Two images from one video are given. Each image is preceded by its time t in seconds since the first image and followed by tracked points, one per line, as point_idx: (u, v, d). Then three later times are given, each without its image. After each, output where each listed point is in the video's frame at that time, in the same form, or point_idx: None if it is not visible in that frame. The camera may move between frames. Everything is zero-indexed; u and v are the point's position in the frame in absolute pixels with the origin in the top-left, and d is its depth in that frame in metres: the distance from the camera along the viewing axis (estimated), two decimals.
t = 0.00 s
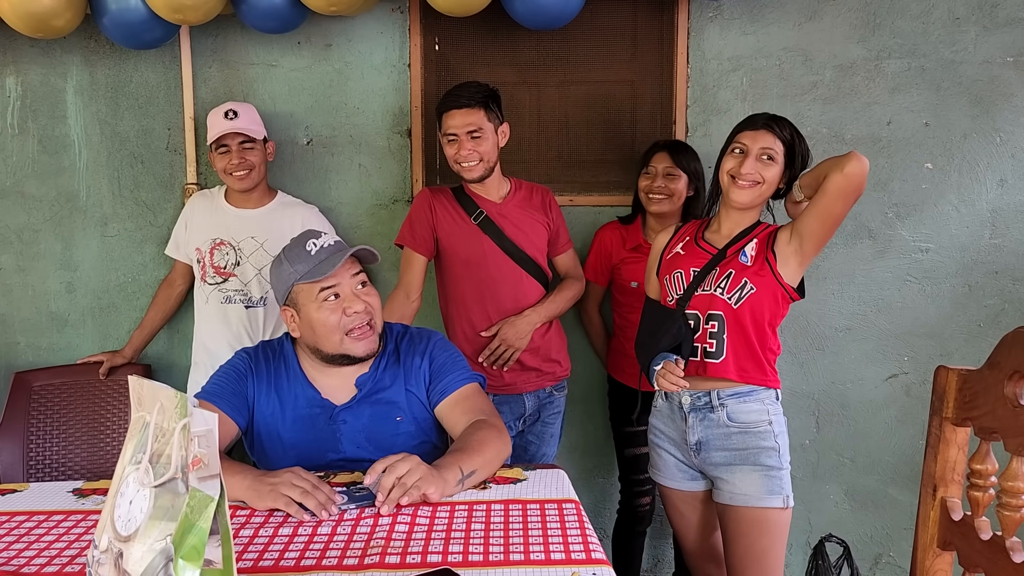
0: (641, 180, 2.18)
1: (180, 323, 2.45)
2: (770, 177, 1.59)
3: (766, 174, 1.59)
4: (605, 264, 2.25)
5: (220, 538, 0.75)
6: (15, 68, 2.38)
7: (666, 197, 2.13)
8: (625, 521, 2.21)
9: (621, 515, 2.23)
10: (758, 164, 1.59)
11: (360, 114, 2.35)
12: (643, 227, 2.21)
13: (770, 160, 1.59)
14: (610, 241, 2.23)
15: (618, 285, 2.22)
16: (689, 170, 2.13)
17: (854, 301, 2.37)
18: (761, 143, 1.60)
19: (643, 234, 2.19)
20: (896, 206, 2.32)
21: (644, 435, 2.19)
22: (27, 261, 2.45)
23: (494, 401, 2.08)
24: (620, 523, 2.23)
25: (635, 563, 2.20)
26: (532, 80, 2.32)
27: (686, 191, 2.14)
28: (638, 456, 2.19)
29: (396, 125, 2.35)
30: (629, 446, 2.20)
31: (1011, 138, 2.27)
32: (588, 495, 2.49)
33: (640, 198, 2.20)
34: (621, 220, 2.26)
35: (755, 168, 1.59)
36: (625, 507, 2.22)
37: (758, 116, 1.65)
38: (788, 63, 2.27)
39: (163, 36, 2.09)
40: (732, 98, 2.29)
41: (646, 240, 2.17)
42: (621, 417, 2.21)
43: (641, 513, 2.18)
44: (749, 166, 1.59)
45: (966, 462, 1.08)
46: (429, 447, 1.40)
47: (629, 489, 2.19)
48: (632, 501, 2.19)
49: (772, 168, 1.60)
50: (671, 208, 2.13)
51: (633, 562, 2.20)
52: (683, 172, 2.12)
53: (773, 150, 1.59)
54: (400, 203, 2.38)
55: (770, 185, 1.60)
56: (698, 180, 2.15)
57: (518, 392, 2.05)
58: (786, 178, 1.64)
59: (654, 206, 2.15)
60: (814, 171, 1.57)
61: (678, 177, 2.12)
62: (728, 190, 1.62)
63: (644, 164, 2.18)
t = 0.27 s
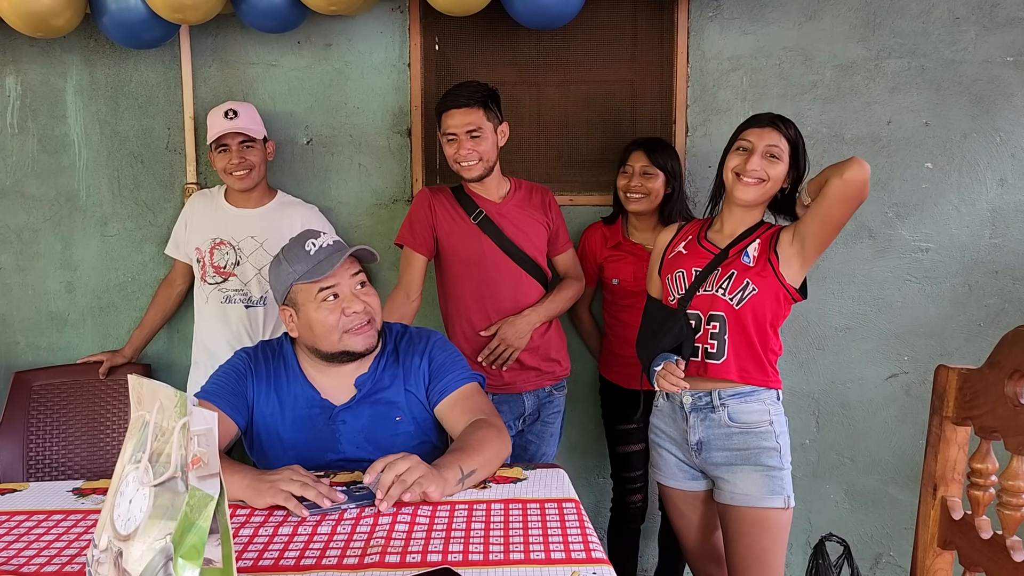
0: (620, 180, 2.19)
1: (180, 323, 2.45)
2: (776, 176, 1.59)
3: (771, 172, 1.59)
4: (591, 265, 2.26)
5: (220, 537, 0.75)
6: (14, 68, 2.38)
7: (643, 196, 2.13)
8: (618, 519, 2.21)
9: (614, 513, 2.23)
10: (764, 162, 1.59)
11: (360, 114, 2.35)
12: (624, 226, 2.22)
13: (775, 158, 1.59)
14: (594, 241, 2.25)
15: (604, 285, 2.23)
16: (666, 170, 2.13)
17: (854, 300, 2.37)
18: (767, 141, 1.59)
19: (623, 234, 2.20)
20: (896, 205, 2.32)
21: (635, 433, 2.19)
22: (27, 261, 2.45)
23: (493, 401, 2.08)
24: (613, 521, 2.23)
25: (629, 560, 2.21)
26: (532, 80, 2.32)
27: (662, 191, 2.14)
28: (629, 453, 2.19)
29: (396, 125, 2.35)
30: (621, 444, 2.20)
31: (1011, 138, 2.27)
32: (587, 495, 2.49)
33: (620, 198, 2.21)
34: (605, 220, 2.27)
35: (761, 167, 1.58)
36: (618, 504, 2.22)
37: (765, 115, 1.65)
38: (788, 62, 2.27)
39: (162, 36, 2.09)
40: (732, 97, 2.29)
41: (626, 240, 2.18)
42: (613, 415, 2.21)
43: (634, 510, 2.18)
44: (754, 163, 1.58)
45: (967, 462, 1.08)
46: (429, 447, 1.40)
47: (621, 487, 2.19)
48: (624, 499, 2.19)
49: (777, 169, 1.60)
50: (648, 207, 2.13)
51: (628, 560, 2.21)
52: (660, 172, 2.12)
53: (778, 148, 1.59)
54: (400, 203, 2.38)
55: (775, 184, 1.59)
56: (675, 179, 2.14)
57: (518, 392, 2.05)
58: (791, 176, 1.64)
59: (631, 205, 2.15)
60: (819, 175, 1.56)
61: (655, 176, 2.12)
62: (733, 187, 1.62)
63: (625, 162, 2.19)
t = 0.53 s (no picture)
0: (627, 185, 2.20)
1: (180, 323, 2.45)
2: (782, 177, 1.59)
3: (777, 173, 1.59)
4: (596, 267, 2.26)
5: (220, 537, 0.76)
6: (14, 68, 2.38)
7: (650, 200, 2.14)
8: (623, 526, 2.20)
9: (620, 519, 2.23)
10: (770, 163, 1.59)
11: (360, 113, 2.35)
12: (633, 229, 2.23)
13: (783, 159, 1.59)
14: (600, 245, 2.25)
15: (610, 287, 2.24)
16: (672, 174, 2.12)
17: (854, 300, 2.37)
18: (774, 142, 1.60)
19: (631, 236, 2.21)
20: (896, 205, 2.32)
21: (640, 436, 2.18)
22: (27, 261, 2.45)
23: (493, 401, 2.08)
24: (619, 527, 2.22)
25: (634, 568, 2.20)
26: (532, 80, 2.32)
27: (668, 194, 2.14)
28: (634, 457, 2.19)
29: (396, 125, 2.35)
30: (626, 448, 2.19)
31: (1011, 138, 2.27)
32: (587, 495, 2.49)
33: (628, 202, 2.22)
34: (613, 224, 2.27)
35: (768, 167, 1.59)
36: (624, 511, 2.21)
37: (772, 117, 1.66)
38: (788, 62, 2.27)
39: (162, 36, 2.09)
40: (732, 97, 2.29)
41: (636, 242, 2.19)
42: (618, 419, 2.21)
43: (641, 517, 2.17)
44: (762, 162, 1.58)
45: (966, 461, 1.08)
46: (429, 447, 1.40)
47: (628, 493, 2.19)
48: (630, 506, 2.19)
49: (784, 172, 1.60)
50: (655, 211, 2.14)
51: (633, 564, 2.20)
52: (666, 176, 2.13)
53: (785, 150, 1.60)
54: (400, 203, 2.38)
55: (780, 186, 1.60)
56: (682, 184, 2.15)
57: (518, 392, 2.05)
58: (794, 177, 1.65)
59: (638, 208, 2.15)
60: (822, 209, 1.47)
61: (662, 180, 2.12)
62: (738, 186, 1.61)
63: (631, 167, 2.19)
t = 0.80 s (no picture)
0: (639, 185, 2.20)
1: (180, 323, 2.45)
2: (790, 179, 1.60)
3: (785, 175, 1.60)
4: (604, 265, 2.27)
5: (221, 537, 0.76)
6: (14, 68, 2.38)
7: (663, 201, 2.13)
8: (628, 528, 2.20)
9: (626, 521, 2.22)
10: (779, 164, 1.60)
11: (360, 114, 2.35)
12: (643, 230, 2.22)
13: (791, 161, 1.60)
14: (609, 245, 2.25)
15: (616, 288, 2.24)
16: (687, 176, 2.13)
17: (853, 300, 2.37)
18: (785, 143, 1.61)
19: (642, 237, 2.20)
20: (896, 205, 2.32)
21: (646, 438, 2.19)
22: (27, 261, 2.45)
23: (493, 401, 2.08)
24: (624, 529, 2.22)
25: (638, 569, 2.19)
26: (532, 80, 2.33)
27: (682, 197, 2.14)
28: (639, 459, 2.19)
29: (396, 125, 2.35)
30: (631, 450, 2.20)
31: (1011, 137, 2.27)
32: (588, 495, 2.49)
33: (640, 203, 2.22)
34: (623, 225, 2.27)
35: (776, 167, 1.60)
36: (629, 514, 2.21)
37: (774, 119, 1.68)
38: (787, 62, 2.27)
39: (162, 36, 2.09)
40: (732, 97, 2.29)
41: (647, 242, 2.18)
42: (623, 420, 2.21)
43: (646, 519, 2.17)
44: (771, 163, 1.59)
45: (967, 461, 1.08)
46: (429, 448, 1.40)
47: (633, 494, 2.19)
48: (635, 508, 2.18)
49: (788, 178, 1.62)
50: (668, 212, 2.14)
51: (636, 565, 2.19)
52: (681, 179, 2.13)
53: (795, 152, 1.61)
54: (400, 203, 2.38)
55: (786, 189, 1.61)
56: (696, 186, 2.15)
57: (518, 392, 2.05)
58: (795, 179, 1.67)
59: (650, 210, 2.16)
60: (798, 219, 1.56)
61: (676, 181, 2.12)
62: (745, 185, 1.62)
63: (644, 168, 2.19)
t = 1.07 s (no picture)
0: (647, 187, 2.20)
1: (181, 323, 2.45)
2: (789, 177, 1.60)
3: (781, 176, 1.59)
4: (608, 266, 2.27)
5: (223, 536, 0.76)
6: (15, 68, 2.38)
7: (669, 204, 2.14)
8: (628, 529, 2.20)
9: (625, 522, 2.22)
10: (776, 166, 1.58)
11: (361, 114, 2.35)
12: (649, 231, 2.22)
13: (787, 161, 1.59)
14: (615, 244, 2.25)
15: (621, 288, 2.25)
16: (693, 178, 2.13)
17: (854, 300, 2.37)
18: (780, 144, 1.58)
19: (648, 237, 2.20)
20: (896, 205, 2.32)
21: (645, 439, 2.19)
22: (28, 262, 2.45)
23: (494, 401, 2.07)
24: (624, 529, 2.22)
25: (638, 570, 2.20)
26: (533, 80, 2.33)
27: (688, 200, 2.14)
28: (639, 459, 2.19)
29: (397, 125, 2.35)
30: (630, 450, 2.20)
31: (1011, 138, 2.27)
32: (588, 495, 2.49)
33: (646, 204, 2.22)
34: (628, 224, 2.27)
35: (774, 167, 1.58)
36: (626, 514, 2.21)
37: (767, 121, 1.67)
38: (788, 62, 2.27)
39: (163, 37, 2.09)
40: (733, 98, 2.29)
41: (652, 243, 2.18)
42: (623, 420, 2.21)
43: (642, 520, 2.17)
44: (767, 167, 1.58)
45: (967, 461, 1.08)
46: (430, 448, 1.40)
47: (631, 495, 2.19)
48: (631, 509, 2.18)
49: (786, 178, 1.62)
50: (672, 216, 2.15)
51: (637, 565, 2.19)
52: (687, 181, 2.13)
53: (790, 151, 1.59)
54: (401, 203, 2.38)
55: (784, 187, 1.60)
56: (701, 189, 2.15)
57: (519, 392, 2.05)
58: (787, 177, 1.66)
59: (656, 212, 2.16)
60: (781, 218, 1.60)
61: (682, 185, 2.12)
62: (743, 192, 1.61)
63: (651, 170, 2.19)
